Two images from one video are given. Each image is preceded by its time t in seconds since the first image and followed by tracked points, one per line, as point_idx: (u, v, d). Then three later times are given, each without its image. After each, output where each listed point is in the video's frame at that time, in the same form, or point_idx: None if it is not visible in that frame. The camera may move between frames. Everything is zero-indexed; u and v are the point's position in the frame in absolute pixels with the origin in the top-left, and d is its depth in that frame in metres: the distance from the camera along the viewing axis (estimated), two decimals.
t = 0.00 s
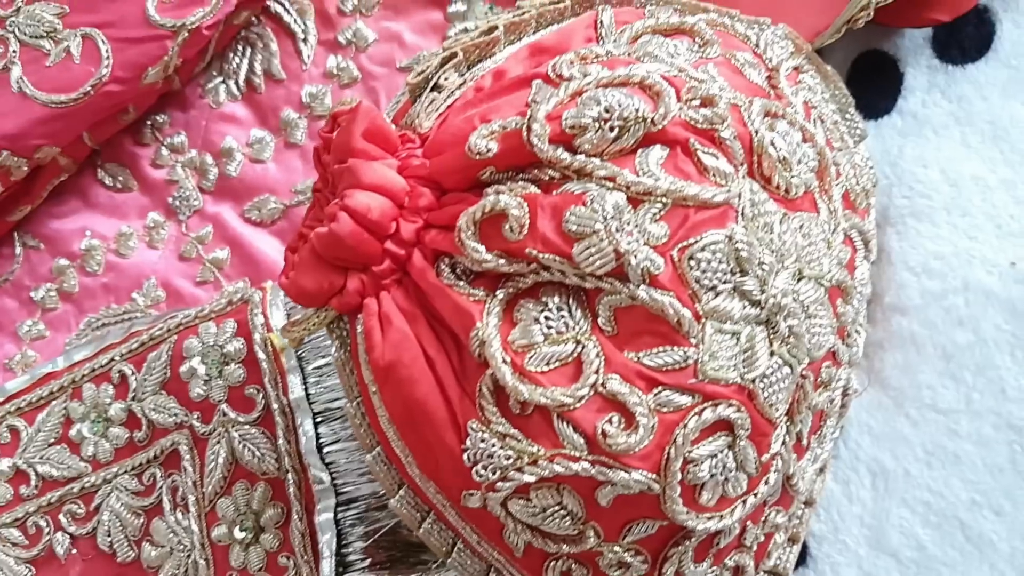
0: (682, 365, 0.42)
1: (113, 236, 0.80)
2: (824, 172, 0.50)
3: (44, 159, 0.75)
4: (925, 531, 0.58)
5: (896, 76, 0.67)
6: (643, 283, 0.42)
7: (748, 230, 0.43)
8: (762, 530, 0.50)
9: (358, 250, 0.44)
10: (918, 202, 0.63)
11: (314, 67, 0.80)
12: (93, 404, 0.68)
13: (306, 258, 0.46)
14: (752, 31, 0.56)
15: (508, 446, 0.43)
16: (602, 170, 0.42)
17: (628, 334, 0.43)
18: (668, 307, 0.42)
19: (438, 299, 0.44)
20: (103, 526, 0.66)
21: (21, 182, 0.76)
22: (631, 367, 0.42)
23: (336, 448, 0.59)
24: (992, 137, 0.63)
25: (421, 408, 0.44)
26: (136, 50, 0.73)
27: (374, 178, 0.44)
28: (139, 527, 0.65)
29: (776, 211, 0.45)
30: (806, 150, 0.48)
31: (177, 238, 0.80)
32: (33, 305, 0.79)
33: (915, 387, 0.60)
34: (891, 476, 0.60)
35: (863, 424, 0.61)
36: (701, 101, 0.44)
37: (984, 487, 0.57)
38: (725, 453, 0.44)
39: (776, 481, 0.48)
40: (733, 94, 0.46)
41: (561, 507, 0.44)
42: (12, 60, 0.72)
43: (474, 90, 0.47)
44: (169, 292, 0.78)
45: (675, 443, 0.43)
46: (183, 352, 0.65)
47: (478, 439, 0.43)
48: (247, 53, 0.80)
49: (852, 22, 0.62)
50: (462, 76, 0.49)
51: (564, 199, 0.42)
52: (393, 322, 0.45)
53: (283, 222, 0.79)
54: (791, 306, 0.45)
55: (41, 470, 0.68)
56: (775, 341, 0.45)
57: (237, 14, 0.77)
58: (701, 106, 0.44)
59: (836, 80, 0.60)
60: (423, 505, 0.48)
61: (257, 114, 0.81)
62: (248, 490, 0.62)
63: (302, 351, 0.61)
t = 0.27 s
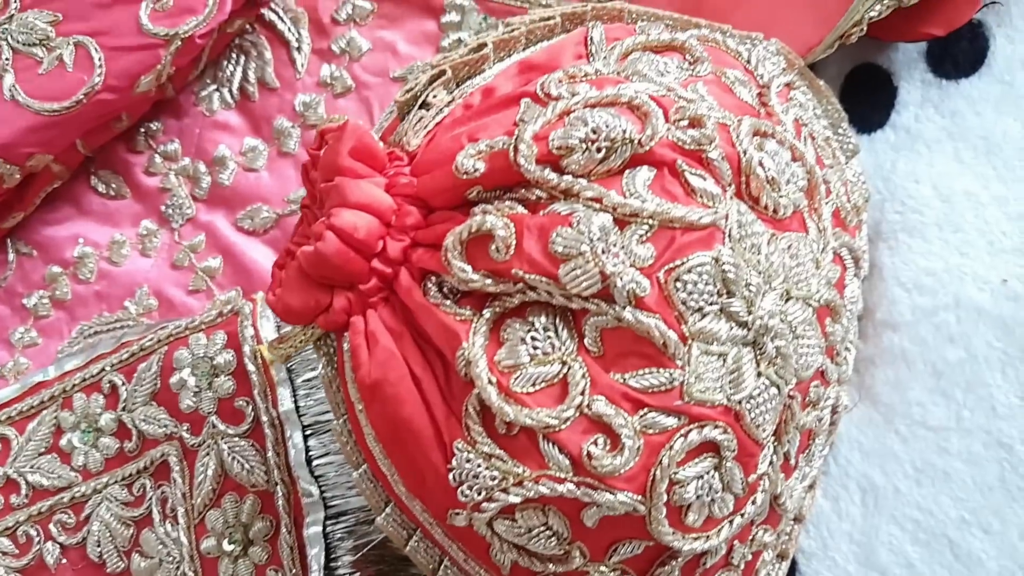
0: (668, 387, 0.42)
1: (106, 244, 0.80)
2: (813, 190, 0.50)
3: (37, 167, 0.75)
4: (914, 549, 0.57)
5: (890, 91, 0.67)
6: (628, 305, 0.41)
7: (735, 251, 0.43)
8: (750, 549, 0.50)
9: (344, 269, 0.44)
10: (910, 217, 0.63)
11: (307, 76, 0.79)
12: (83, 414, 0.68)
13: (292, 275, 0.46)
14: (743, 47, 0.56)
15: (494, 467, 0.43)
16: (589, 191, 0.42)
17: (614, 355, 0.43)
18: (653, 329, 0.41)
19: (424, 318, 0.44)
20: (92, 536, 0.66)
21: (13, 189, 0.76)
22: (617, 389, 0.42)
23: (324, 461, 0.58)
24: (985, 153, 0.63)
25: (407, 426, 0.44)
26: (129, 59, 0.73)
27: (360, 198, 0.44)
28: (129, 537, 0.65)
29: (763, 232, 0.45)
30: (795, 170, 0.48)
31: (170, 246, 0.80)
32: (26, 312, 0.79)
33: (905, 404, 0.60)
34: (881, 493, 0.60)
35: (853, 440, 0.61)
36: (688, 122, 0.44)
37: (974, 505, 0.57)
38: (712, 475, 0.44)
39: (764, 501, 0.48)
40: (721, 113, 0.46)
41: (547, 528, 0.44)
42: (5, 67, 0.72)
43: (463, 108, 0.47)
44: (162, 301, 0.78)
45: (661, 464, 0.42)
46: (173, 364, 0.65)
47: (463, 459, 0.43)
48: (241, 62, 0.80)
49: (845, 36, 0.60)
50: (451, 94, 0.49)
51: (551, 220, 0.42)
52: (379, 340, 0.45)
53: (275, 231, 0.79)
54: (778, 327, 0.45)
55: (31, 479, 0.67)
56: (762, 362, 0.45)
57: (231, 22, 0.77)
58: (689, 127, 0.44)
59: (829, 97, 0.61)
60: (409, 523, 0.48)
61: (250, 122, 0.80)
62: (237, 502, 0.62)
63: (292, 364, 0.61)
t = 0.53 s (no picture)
0: (654, 409, 0.42)
1: (99, 251, 0.80)
2: (804, 209, 0.50)
3: (29, 174, 0.75)
4: (903, 567, 0.57)
5: (883, 104, 0.67)
6: (614, 327, 0.41)
7: (722, 272, 0.43)
8: (737, 567, 0.50)
9: (331, 288, 0.44)
10: (903, 232, 0.63)
11: (301, 84, 0.79)
12: (74, 423, 0.68)
13: (278, 293, 0.46)
14: (735, 62, 0.56)
15: (479, 487, 0.43)
16: (576, 212, 0.42)
17: (600, 376, 0.42)
18: (639, 350, 0.41)
19: (410, 337, 0.44)
20: (82, 546, 0.66)
21: (6, 197, 0.76)
22: (603, 411, 0.42)
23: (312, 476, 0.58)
24: (978, 168, 0.63)
25: (393, 445, 0.44)
26: (121, 67, 0.72)
27: (347, 216, 0.44)
28: (118, 548, 0.65)
29: (751, 252, 0.45)
30: (784, 189, 0.48)
31: (162, 254, 0.79)
32: (18, 320, 0.79)
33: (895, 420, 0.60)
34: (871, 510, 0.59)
35: (844, 456, 0.60)
36: (677, 142, 0.44)
37: (963, 522, 0.56)
38: (698, 495, 0.44)
39: (751, 521, 0.47)
40: (710, 132, 0.46)
41: (532, 548, 0.44)
42: None
43: (452, 124, 0.47)
44: (154, 309, 0.78)
45: (646, 486, 0.42)
46: (163, 375, 0.65)
47: (449, 479, 0.43)
48: (235, 69, 0.80)
49: (838, 53, 0.61)
50: (440, 111, 0.49)
51: (537, 241, 0.42)
52: (365, 359, 0.44)
53: (268, 240, 0.78)
54: (765, 348, 0.45)
55: (22, 488, 0.67)
56: (749, 383, 0.45)
57: (225, 30, 0.77)
58: (677, 147, 0.44)
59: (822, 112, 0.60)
60: (396, 541, 0.47)
61: (243, 130, 0.80)
62: (226, 514, 0.62)
63: (282, 377, 0.60)
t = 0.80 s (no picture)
0: (639, 431, 0.42)
1: (91, 257, 0.80)
2: (793, 227, 0.50)
3: (21, 181, 0.75)
4: None
5: (877, 117, 0.67)
6: (598, 349, 0.41)
7: (708, 294, 0.43)
8: None
9: (315, 306, 0.44)
10: (895, 248, 0.63)
11: (294, 92, 0.79)
12: (63, 432, 0.68)
13: (262, 311, 0.46)
14: (726, 78, 0.55)
15: (463, 508, 0.42)
16: (561, 233, 0.42)
17: (585, 398, 0.42)
18: (623, 373, 0.41)
19: (395, 356, 0.44)
20: (71, 556, 0.65)
21: None
22: (587, 433, 0.42)
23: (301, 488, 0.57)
24: (971, 184, 0.62)
25: (377, 465, 0.44)
26: (113, 75, 0.72)
27: (333, 234, 0.44)
28: (107, 557, 0.64)
29: (738, 273, 0.44)
30: (773, 209, 0.48)
31: (154, 262, 0.79)
32: (10, 325, 0.79)
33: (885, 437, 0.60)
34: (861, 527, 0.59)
35: (832, 472, 0.61)
36: (664, 162, 0.44)
37: (951, 541, 0.56)
38: (683, 517, 0.44)
39: (737, 541, 0.47)
40: (698, 151, 0.46)
41: (516, 569, 0.43)
42: None
43: (439, 142, 0.47)
44: (145, 317, 0.78)
45: (630, 508, 0.42)
46: (152, 385, 0.65)
47: (433, 500, 0.43)
48: (229, 76, 0.79)
49: (831, 67, 0.60)
50: (427, 128, 0.48)
51: (522, 262, 0.42)
52: (350, 378, 0.44)
53: (260, 248, 0.78)
54: (751, 370, 0.44)
55: (12, 496, 0.66)
56: (735, 405, 0.44)
57: (218, 37, 0.76)
58: (664, 168, 0.44)
59: (814, 127, 0.61)
60: (381, 558, 0.47)
61: (236, 137, 0.80)
62: (214, 526, 0.62)
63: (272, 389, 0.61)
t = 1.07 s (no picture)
0: (625, 451, 0.41)
1: (85, 262, 0.79)
2: (784, 244, 0.49)
3: (15, 186, 0.74)
4: None
5: (872, 130, 0.67)
6: (586, 368, 0.41)
7: (696, 313, 0.43)
8: None
9: (302, 323, 0.43)
10: (888, 262, 0.63)
11: (288, 99, 0.78)
12: (55, 439, 0.67)
13: (249, 326, 0.45)
14: (719, 91, 0.55)
15: (449, 526, 0.42)
16: (549, 251, 0.42)
17: (571, 417, 0.42)
18: (610, 393, 0.41)
19: (382, 373, 0.43)
20: (62, 563, 0.64)
21: None
22: (573, 452, 0.41)
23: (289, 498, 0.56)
24: (966, 198, 0.62)
25: (364, 481, 0.43)
26: (107, 81, 0.72)
27: (321, 250, 0.43)
28: (97, 565, 0.64)
29: (727, 292, 0.44)
30: (764, 226, 0.48)
31: (147, 267, 0.79)
32: (3, 330, 0.79)
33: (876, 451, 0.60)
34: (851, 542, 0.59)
35: (823, 486, 0.61)
36: (654, 180, 0.44)
37: (942, 557, 0.56)
38: (669, 537, 0.43)
39: (724, 559, 0.47)
40: (689, 168, 0.46)
41: None
42: None
43: (429, 156, 0.47)
44: (138, 323, 0.78)
45: (617, 527, 0.42)
46: (143, 394, 0.65)
47: (419, 518, 0.43)
48: (223, 82, 0.79)
49: (825, 79, 0.59)
50: (417, 142, 0.48)
51: (510, 280, 0.42)
52: (337, 394, 0.44)
53: (253, 255, 0.78)
54: (739, 389, 0.44)
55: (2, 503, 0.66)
56: (723, 424, 0.44)
57: (212, 43, 0.77)
58: (653, 186, 0.44)
59: (809, 140, 0.61)
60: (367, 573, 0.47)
61: (230, 143, 0.80)
62: (204, 535, 0.62)
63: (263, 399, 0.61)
